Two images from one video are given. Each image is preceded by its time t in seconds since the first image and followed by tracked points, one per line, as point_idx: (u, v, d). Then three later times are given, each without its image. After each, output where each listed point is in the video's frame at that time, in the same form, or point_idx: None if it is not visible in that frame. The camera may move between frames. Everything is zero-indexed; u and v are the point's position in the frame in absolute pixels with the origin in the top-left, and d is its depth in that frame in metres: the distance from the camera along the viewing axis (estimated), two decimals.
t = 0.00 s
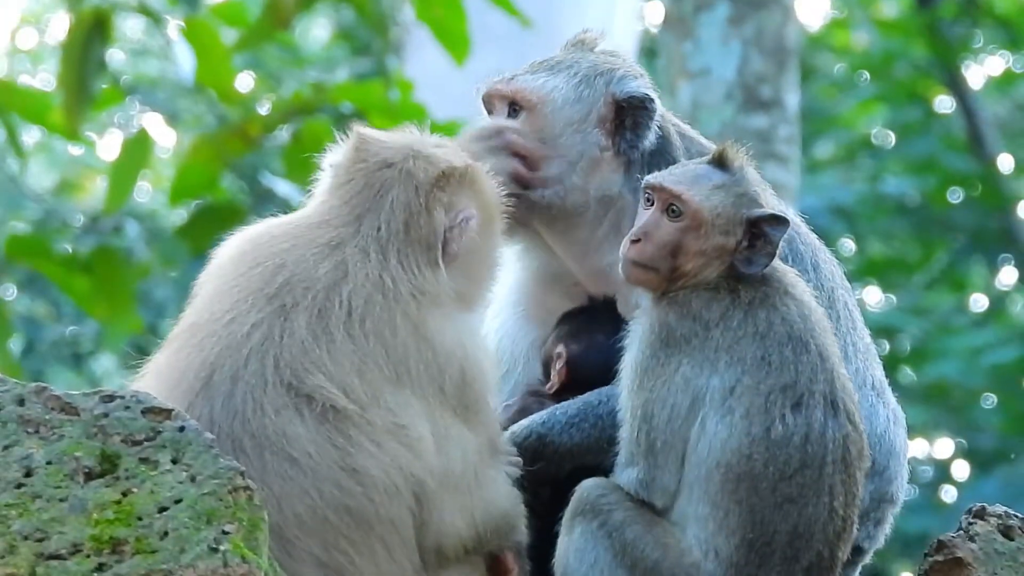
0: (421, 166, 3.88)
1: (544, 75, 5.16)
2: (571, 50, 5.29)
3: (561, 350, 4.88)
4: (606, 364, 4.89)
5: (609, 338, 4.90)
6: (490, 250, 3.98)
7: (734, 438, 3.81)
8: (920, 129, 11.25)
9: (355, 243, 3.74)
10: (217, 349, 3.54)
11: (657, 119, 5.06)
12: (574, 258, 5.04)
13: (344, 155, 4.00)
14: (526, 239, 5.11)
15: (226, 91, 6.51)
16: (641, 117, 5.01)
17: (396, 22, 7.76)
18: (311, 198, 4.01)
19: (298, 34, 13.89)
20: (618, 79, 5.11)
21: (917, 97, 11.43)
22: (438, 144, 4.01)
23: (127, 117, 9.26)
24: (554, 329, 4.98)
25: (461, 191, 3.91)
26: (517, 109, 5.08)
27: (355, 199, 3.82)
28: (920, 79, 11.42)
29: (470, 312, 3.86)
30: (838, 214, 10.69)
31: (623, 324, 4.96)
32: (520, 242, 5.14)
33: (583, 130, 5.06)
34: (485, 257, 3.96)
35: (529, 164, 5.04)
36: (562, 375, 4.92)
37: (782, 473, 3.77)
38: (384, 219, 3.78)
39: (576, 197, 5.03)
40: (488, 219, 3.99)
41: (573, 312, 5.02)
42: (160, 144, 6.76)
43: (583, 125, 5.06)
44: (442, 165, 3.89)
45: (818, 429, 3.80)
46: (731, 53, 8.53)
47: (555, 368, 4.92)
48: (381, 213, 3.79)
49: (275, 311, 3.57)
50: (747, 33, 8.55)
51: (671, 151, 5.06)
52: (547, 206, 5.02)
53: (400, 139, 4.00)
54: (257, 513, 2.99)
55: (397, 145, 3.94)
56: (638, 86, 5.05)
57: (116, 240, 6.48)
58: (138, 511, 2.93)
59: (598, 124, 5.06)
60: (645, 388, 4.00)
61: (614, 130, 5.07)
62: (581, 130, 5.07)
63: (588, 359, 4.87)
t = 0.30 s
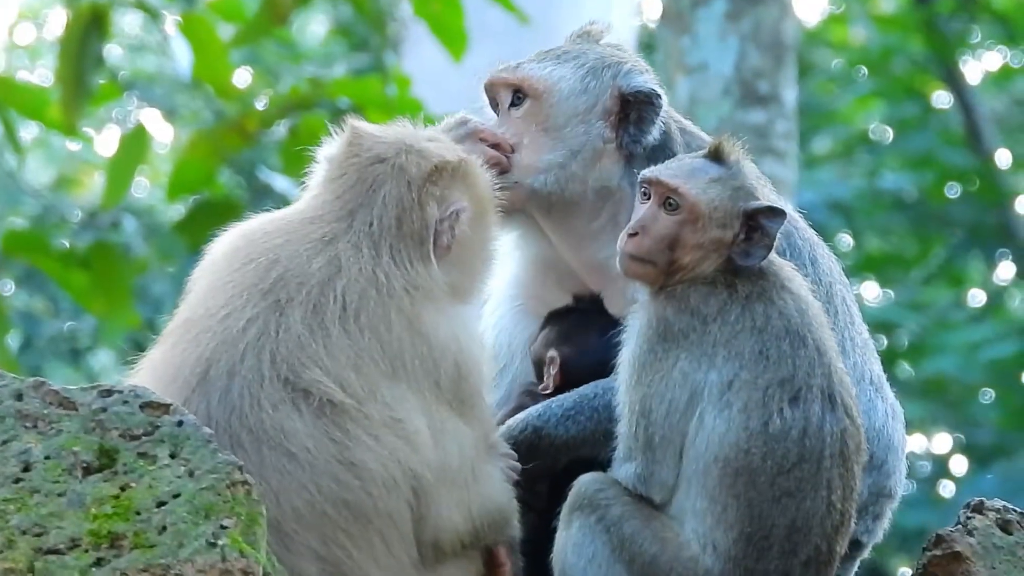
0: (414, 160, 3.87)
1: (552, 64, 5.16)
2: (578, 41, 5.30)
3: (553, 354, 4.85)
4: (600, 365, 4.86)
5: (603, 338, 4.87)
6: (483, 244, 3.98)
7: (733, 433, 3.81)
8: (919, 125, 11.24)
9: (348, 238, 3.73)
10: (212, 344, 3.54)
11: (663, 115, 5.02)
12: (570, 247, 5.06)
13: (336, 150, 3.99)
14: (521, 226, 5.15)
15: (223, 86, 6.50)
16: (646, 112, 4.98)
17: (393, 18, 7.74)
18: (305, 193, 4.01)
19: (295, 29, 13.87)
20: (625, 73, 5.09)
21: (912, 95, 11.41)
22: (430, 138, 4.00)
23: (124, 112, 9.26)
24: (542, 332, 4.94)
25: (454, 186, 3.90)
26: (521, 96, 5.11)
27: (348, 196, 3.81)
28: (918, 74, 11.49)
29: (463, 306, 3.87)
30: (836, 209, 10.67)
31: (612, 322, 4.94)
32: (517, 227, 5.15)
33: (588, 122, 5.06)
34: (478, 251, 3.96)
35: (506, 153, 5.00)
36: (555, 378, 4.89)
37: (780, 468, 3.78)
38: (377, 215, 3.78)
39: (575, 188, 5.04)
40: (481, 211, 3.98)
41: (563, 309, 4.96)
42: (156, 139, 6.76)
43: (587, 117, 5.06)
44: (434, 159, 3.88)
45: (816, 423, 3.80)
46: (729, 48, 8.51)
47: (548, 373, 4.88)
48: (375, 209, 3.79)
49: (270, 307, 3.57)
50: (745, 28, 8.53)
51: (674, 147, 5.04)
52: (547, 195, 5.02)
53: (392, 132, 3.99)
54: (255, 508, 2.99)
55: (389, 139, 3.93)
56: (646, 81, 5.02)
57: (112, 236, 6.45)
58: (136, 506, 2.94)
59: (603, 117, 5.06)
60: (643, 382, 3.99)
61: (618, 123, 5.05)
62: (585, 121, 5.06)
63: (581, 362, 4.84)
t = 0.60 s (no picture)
0: (409, 159, 3.85)
1: (553, 60, 5.16)
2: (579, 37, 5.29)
3: (543, 359, 4.83)
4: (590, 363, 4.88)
5: (588, 337, 4.87)
6: (476, 239, 3.97)
7: (732, 429, 3.81)
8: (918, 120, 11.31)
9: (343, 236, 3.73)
10: (209, 341, 3.54)
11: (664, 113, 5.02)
12: (568, 244, 5.07)
13: (331, 147, 3.97)
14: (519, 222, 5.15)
15: (220, 82, 6.48)
16: (647, 111, 4.98)
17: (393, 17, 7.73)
18: (300, 189, 4.00)
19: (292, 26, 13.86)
20: (626, 71, 5.09)
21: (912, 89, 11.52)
22: (425, 133, 3.98)
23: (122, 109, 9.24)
24: (527, 336, 4.91)
25: (448, 183, 3.89)
26: (522, 92, 5.11)
27: (343, 194, 3.81)
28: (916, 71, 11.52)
29: (458, 302, 3.86)
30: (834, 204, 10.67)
31: (595, 316, 4.91)
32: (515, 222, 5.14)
33: (588, 119, 5.06)
34: (471, 248, 3.95)
35: (502, 151, 5.01)
36: (549, 380, 4.86)
37: (779, 464, 3.78)
38: (372, 213, 3.77)
39: (573, 183, 5.03)
40: (475, 208, 3.98)
41: (544, 312, 4.93)
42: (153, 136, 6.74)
43: (588, 114, 5.06)
44: (429, 157, 3.87)
45: (814, 420, 3.81)
46: (726, 45, 8.50)
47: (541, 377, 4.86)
48: (371, 208, 3.78)
49: (266, 304, 3.57)
50: (743, 24, 8.52)
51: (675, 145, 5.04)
52: (547, 189, 5.02)
53: (388, 127, 3.97)
54: (254, 504, 2.99)
55: (384, 136, 3.91)
56: (647, 79, 5.01)
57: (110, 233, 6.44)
58: (135, 502, 2.94)
59: (603, 114, 5.05)
60: (642, 379, 3.98)
61: (618, 121, 5.05)
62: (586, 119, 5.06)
63: (571, 362, 4.86)
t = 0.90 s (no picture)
0: (398, 148, 3.86)
1: (553, 52, 5.16)
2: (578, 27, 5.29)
3: (536, 352, 4.86)
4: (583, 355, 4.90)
5: (580, 328, 4.88)
6: (468, 228, 3.97)
7: (730, 421, 3.79)
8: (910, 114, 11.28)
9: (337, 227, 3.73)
10: (204, 334, 3.54)
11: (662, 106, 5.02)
12: (565, 237, 5.08)
13: (317, 138, 3.97)
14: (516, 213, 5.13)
15: (217, 72, 6.49)
16: (646, 104, 4.98)
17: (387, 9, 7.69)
18: (288, 181, 3.99)
19: (289, 18, 13.85)
20: (625, 63, 5.09)
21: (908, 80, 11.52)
22: (412, 121, 3.98)
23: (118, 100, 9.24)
24: (521, 328, 4.93)
25: (438, 172, 3.90)
26: (521, 82, 5.11)
27: (334, 185, 3.81)
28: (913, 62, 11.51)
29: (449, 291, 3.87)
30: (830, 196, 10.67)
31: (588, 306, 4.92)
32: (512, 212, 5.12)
33: (587, 111, 5.06)
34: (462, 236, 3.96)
35: (497, 141, 5.00)
36: (543, 372, 4.89)
37: (777, 456, 3.77)
38: (365, 203, 3.78)
39: (571, 174, 5.03)
40: (465, 195, 3.97)
41: (537, 303, 4.94)
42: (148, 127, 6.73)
43: (587, 106, 5.06)
44: (417, 146, 3.87)
45: (812, 412, 3.80)
46: (723, 36, 8.50)
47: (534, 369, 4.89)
48: (364, 198, 3.78)
49: (261, 297, 3.57)
50: (740, 16, 8.51)
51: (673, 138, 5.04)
52: (545, 180, 5.01)
53: (374, 116, 3.97)
54: (250, 496, 2.99)
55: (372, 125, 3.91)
56: (646, 72, 5.01)
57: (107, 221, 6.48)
58: (131, 493, 2.94)
59: (602, 107, 5.06)
60: (641, 370, 3.96)
61: (617, 113, 5.05)
62: (584, 111, 5.06)
63: (563, 354, 4.87)
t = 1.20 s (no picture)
0: (390, 141, 3.86)
1: (548, 44, 5.17)
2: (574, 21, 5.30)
3: (543, 326, 4.78)
4: (588, 339, 4.83)
5: (592, 310, 4.82)
6: (460, 220, 3.99)
7: (723, 415, 3.77)
8: (908, 106, 11.46)
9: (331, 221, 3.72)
10: (199, 329, 3.53)
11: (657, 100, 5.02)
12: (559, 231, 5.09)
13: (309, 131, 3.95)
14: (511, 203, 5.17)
15: (211, 67, 6.45)
16: (640, 98, 4.98)
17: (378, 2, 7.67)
18: (280, 175, 3.98)
19: (284, 13, 13.85)
20: (620, 56, 5.08)
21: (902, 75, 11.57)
22: (403, 113, 3.97)
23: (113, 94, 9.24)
24: (533, 303, 4.86)
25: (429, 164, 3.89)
26: (516, 75, 5.13)
27: (327, 178, 3.80)
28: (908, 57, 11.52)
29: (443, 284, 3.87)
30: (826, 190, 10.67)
31: (599, 292, 4.87)
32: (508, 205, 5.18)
33: (581, 105, 5.08)
34: (453, 228, 3.96)
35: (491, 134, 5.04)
36: (546, 350, 4.83)
37: (771, 449, 3.75)
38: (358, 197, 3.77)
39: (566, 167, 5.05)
40: (457, 188, 4.00)
41: (554, 281, 4.91)
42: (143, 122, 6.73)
43: (582, 100, 5.07)
44: (409, 139, 3.87)
45: (806, 406, 3.79)
46: (718, 31, 8.49)
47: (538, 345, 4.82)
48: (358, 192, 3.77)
49: (257, 292, 3.56)
50: (734, 10, 8.50)
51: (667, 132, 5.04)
52: (539, 173, 5.04)
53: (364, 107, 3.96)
54: (245, 490, 2.99)
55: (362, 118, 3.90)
56: (641, 66, 5.01)
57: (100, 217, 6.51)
58: (125, 487, 2.93)
59: (597, 100, 5.06)
60: (635, 363, 3.96)
61: (611, 107, 5.06)
62: (578, 105, 5.08)
63: (569, 334, 4.79)
